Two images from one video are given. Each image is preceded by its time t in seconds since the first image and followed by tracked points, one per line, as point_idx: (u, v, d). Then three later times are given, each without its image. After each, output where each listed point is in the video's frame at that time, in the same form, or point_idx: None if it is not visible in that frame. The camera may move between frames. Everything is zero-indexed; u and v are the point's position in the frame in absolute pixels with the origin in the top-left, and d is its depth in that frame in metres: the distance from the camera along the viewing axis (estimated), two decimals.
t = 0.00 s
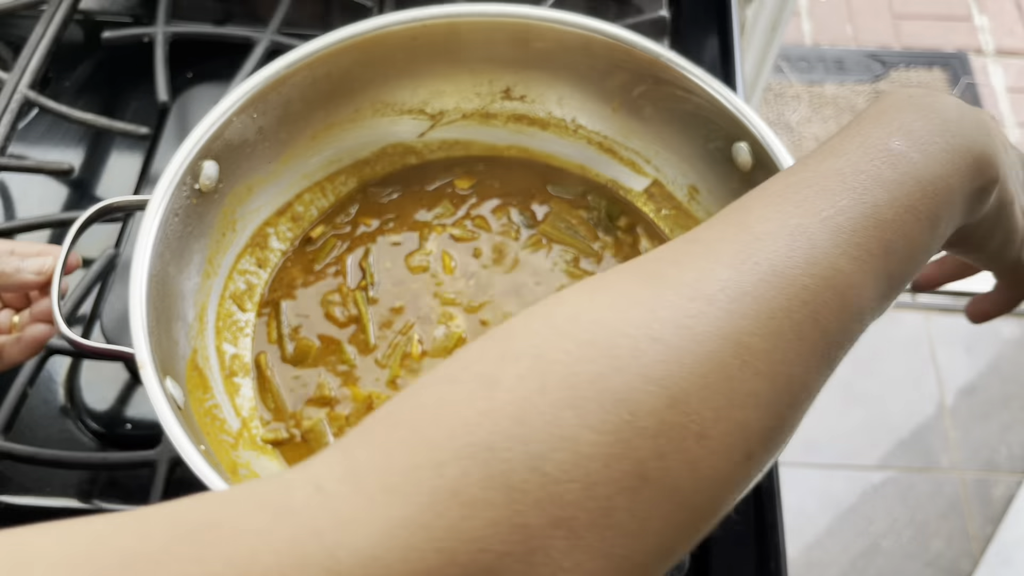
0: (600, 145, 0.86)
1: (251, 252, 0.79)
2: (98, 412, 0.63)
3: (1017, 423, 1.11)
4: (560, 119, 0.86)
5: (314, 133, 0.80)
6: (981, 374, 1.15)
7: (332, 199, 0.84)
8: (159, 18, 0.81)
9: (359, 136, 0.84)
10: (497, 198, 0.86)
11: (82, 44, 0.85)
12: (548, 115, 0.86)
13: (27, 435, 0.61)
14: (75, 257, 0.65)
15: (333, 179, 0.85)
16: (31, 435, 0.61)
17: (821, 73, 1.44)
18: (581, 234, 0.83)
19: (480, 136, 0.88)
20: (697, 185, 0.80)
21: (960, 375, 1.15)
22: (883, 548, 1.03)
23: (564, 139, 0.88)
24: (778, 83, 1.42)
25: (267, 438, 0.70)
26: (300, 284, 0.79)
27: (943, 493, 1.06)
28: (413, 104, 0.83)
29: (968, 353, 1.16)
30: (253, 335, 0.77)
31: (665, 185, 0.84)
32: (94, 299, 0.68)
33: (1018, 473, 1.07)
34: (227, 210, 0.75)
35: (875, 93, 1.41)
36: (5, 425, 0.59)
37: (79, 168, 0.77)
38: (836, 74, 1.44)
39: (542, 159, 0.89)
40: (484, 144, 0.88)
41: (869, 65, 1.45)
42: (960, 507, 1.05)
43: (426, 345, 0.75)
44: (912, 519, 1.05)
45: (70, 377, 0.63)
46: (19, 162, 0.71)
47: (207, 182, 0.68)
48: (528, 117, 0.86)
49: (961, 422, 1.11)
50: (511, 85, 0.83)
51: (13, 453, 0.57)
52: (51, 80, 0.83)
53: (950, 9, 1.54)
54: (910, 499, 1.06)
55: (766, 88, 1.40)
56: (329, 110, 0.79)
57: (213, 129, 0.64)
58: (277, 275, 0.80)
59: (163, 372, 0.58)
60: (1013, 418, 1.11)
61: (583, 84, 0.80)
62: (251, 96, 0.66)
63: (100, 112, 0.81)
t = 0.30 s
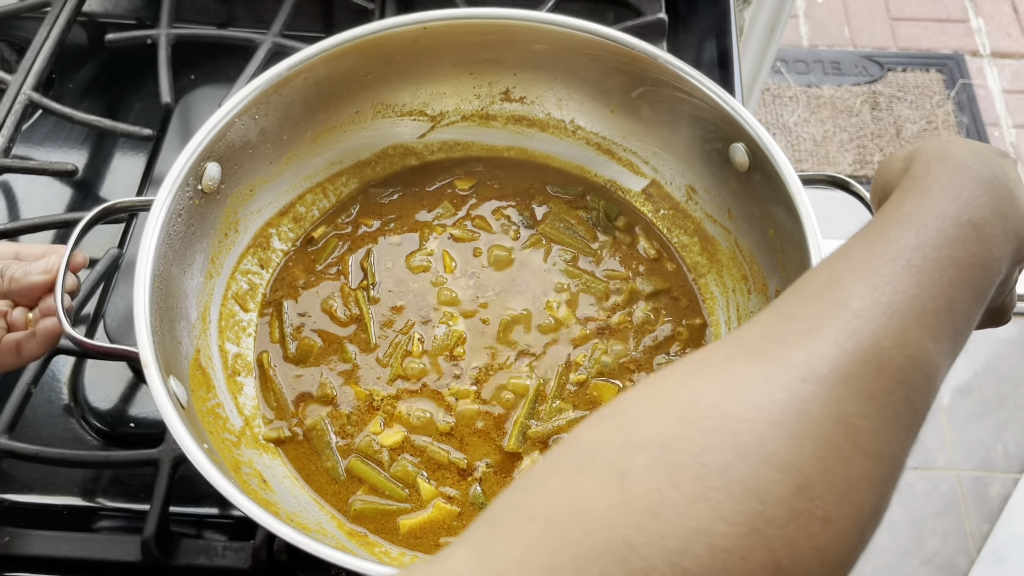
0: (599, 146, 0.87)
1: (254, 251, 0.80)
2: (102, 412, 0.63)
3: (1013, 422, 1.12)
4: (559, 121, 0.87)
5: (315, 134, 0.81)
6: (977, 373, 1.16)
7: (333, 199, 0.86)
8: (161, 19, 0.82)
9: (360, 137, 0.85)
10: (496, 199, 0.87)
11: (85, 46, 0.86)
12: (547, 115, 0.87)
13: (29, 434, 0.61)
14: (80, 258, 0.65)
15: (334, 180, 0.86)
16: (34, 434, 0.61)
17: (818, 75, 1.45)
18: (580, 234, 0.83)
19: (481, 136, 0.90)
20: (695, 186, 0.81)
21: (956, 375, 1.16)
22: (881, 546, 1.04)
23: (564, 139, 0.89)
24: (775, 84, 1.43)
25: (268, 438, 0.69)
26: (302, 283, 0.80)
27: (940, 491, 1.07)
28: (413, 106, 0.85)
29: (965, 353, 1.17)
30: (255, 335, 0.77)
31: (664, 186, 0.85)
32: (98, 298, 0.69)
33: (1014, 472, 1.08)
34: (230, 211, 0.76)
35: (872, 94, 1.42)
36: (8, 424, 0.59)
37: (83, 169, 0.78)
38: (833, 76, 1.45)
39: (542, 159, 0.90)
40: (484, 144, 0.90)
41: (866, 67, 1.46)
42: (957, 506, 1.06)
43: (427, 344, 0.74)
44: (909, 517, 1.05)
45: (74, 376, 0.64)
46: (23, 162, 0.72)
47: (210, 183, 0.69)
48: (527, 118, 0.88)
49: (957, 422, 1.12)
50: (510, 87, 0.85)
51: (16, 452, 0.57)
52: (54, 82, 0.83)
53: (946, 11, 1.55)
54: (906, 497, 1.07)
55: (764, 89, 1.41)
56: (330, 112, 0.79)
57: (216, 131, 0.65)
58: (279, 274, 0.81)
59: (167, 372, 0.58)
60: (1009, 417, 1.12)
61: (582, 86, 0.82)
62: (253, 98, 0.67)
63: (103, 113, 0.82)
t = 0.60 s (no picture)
0: (598, 144, 0.87)
1: (254, 252, 0.80)
2: (102, 411, 0.63)
3: (1013, 422, 1.12)
4: (558, 119, 0.87)
5: (314, 134, 0.81)
6: (977, 373, 1.16)
7: (333, 199, 0.86)
8: (161, 20, 0.82)
9: (359, 137, 0.85)
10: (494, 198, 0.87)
11: (86, 47, 0.86)
12: (545, 114, 0.87)
13: (30, 434, 0.61)
14: (80, 258, 0.65)
15: (333, 180, 0.86)
16: (35, 434, 0.61)
17: (818, 75, 1.45)
18: (579, 232, 0.83)
19: (480, 135, 0.90)
20: (694, 183, 0.81)
21: (956, 374, 1.16)
22: (880, 545, 1.04)
23: (564, 138, 0.89)
24: (775, 84, 1.43)
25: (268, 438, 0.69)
26: (301, 283, 0.80)
27: (939, 491, 1.07)
28: (412, 105, 0.85)
29: (964, 353, 1.17)
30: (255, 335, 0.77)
31: (663, 184, 0.85)
32: (98, 299, 0.69)
33: (1014, 472, 1.08)
34: (229, 211, 0.76)
35: (872, 95, 1.42)
36: (9, 424, 0.59)
37: (83, 169, 0.78)
38: (832, 76, 1.45)
39: (541, 158, 0.91)
40: (483, 143, 0.91)
41: (866, 67, 1.46)
42: (957, 506, 1.06)
43: (427, 344, 0.74)
44: (908, 517, 1.05)
45: (74, 376, 0.64)
46: (23, 162, 0.72)
47: (209, 184, 0.69)
48: (525, 117, 0.88)
49: (957, 422, 1.12)
50: (508, 85, 0.85)
51: (17, 452, 0.57)
52: (54, 82, 0.83)
53: (946, 11, 1.55)
54: (906, 497, 1.07)
55: (764, 90, 1.41)
56: (329, 111, 0.80)
57: (215, 131, 0.65)
58: (279, 274, 0.81)
59: (167, 373, 0.59)
60: (1008, 417, 1.12)
61: (580, 84, 0.82)
62: (252, 98, 0.67)
63: (103, 113, 0.82)
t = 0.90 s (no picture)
0: (585, 73, 0.87)
1: (239, 186, 0.80)
2: (102, 412, 0.63)
3: (1013, 422, 1.12)
4: (544, 49, 0.87)
5: (296, 68, 0.81)
6: (977, 373, 1.16)
7: (319, 134, 0.87)
8: (161, 19, 0.82)
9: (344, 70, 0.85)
10: (480, 135, 0.86)
11: (85, 46, 0.86)
12: (531, 44, 0.87)
13: (30, 434, 0.61)
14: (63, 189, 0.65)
15: (318, 115, 0.86)
16: (35, 434, 0.61)
17: (818, 74, 1.45)
18: (566, 164, 0.84)
19: (468, 69, 0.90)
20: (682, 111, 0.81)
21: (956, 374, 1.16)
22: (880, 545, 1.04)
23: (550, 68, 0.89)
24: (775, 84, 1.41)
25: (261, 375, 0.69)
26: (285, 225, 0.80)
27: (939, 491, 1.07)
28: (395, 37, 0.86)
29: (964, 352, 1.17)
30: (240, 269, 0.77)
31: (651, 112, 0.85)
32: (98, 301, 0.68)
33: (1014, 472, 1.08)
34: (212, 143, 0.76)
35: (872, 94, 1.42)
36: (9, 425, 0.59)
37: (83, 169, 0.78)
38: (833, 75, 1.44)
39: (527, 89, 0.90)
40: (470, 77, 0.90)
41: (865, 67, 1.46)
42: (956, 506, 1.06)
43: (414, 276, 0.74)
44: (908, 516, 1.05)
45: (73, 377, 0.64)
46: (23, 163, 0.72)
47: (188, 116, 0.69)
48: (512, 47, 0.88)
49: (957, 422, 1.12)
50: (493, 15, 0.84)
51: (17, 452, 0.57)
52: (54, 82, 0.83)
53: (946, 12, 1.55)
54: (906, 497, 1.07)
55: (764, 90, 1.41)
56: (311, 43, 0.80)
57: (193, 59, 0.65)
58: (265, 210, 0.81)
59: (146, 296, 0.58)
60: (1008, 417, 1.12)
61: (563, 10, 0.82)
62: (229, 27, 0.67)
63: (103, 113, 0.82)
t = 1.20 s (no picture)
0: None
1: None
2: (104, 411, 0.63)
3: (1013, 422, 1.12)
4: None
5: None
6: (977, 373, 1.16)
7: None
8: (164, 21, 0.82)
9: None
10: None
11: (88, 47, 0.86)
12: None
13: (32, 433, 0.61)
14: None
15: None
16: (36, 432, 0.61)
17: (819, 74, 1.45)
18: None
19: None
20: None
21: (957, 375, 1.16)
22: (880, 546, 1.04)
23: None
24: (775, 84, 1.43)
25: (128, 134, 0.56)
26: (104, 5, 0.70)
27: (940, 491, 1.07)
28: None
29: (965, 352, 1.17)
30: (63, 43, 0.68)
31: None
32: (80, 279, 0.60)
33: (1015, 472, 1.08)
34: None
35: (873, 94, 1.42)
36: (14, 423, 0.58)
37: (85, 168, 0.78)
38: (834, 75, 1.45)
39: None
40: None
41: (867, 66, 1.46)
42: (957, 506, 1.06)
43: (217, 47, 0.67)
44: (909, 517, 1.05)
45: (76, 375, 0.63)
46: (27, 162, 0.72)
47: None
48: None
49: (958, 422, 1.12)
50: None
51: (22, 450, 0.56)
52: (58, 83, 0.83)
53: (947, 11, 1.55)
54: (907, 498, 1.07)
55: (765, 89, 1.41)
56: None
57: None
58: None
59: None
60: (1009, 417, 1.12)
61: None
62: None
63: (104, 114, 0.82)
